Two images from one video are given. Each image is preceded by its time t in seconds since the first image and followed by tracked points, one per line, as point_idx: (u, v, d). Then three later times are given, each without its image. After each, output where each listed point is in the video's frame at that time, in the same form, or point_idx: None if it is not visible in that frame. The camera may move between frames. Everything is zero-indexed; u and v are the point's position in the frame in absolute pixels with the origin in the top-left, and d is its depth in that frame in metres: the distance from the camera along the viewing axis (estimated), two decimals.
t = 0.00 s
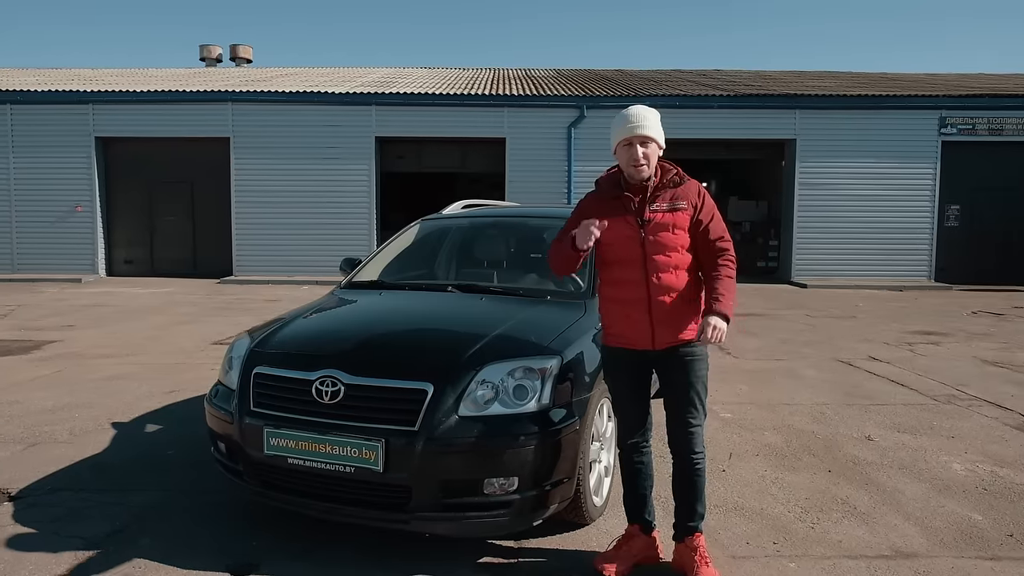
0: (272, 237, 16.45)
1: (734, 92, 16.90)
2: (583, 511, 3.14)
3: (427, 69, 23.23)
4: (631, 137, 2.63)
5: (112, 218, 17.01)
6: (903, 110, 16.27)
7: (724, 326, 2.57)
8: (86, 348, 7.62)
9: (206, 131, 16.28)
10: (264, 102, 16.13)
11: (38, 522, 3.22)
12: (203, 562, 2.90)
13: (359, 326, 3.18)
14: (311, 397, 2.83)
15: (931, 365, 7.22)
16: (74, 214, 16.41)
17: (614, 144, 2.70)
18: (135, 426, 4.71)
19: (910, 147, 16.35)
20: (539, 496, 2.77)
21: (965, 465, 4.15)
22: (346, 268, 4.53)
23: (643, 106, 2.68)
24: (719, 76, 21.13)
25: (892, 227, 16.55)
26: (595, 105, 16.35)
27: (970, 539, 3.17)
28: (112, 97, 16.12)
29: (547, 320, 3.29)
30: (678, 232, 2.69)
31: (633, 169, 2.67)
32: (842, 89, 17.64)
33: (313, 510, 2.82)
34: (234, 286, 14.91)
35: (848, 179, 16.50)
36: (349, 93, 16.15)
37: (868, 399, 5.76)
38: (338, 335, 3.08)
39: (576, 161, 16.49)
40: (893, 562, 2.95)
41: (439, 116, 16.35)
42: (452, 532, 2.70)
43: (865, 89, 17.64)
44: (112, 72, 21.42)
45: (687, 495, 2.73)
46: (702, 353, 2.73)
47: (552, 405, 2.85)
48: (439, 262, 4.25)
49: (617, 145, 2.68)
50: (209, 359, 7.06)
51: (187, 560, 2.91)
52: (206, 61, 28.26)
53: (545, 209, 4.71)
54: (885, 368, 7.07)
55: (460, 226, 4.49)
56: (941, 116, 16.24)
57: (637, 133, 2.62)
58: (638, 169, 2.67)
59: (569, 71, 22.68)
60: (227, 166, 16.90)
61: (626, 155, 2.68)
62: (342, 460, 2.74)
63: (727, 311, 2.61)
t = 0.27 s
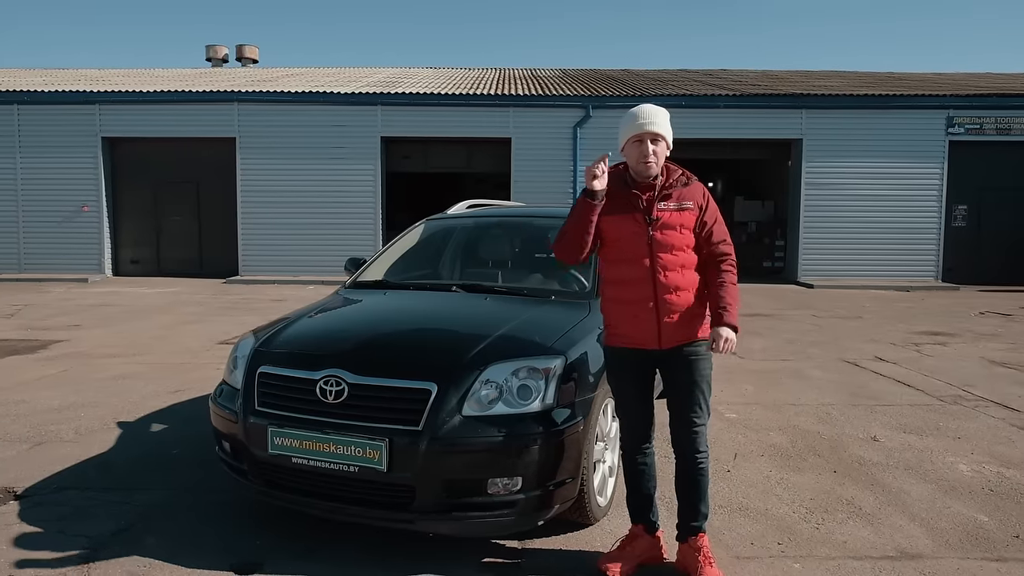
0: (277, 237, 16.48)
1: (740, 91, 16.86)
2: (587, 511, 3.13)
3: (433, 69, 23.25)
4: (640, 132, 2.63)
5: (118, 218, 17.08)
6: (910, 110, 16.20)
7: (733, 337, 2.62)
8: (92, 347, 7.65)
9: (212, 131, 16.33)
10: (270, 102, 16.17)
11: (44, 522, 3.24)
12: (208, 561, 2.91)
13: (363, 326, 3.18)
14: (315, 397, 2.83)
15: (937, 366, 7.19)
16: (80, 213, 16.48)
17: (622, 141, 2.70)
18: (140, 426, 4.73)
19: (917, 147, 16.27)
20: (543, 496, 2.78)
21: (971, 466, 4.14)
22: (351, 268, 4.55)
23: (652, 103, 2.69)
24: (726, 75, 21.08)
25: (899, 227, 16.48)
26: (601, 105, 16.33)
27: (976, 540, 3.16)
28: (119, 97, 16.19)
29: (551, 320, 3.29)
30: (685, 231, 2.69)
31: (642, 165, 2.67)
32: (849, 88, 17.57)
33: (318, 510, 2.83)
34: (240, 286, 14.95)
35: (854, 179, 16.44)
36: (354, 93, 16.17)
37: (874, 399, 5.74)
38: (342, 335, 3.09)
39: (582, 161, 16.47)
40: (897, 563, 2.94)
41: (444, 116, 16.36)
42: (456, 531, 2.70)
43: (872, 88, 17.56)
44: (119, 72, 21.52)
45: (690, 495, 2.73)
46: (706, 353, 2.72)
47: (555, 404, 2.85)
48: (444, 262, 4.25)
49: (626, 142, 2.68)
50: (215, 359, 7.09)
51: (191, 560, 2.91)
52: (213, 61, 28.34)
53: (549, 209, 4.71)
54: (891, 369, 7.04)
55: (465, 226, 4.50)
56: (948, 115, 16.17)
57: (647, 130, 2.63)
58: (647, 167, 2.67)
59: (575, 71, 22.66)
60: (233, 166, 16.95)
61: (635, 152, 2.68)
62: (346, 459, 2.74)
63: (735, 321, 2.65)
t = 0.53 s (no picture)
0: (281, 237, 16.52)
1: (744, 92, 16.84)
2: (590, 511, 3.14)
3: (437, 70, 23.28)
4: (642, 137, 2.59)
5: (123, 218, 17.14)
6: (915, 110, 16.16)
7: (747, 364, 2.76)
8: (97, 347, 7.68)
9: (216, 131, 16.38)
10: (275, 103, 16.20)
11: (49, 521, 3.26)
12: (211, 560, 2.92)
13: (366, 326, 3.20)
14: (318, 396, 2.85)
15: (941, 366, 7.18)
16: (85, 214, 16.54)
17: (627, 145, 2.66)
18: (144, 425, 4.76)
19: (922, 147, 16.24)
20: (545, 496, 2.78)
21: (974, 466, 4.13)
22: (354, 269, 4.57)
23: (658, 105, 2.63)
24: (730, 76, 21.05)
25: (903, 227, 16.45)
26: (605, 106, 16.33)
27: (978, 541, 3.17)
28: (125, 98, 16.24)
29: (553, 320, 3.30)
30: (691, 235, 2.70)
31: (646, 170, 2.64)
32: (853, 88, 17.54)
33: (320, 509, 2.84)
34: (244, 286, 14.99)
35: (859, 179, 16.41)
36: (358, 94, 16.20)
37: (877, 399, 5.74)
38: (345, 335, 3.10)
39: (586, 161, 16.47)
40: (899, 563, 2.94)
41: (448, 117, 16.38)
42: (457, 530, 2.71)
43: (876, 88, 17.54)
44: (124, 73, 21.58)
45: (692, 495, 2.73)
46: (709, 355, 2.73)
47: (557, 405, 2.86)
48: (447, 263, 4.26)
49: (631, 146, 2.64)
50: (219, 358, 7.11)
51: (194, 559, 2.93)
52: (218, 62, 28.41)
53: (553, 209, 4.71)
54: (895, 369, 7.03)
55: (468, 227, 4.51)
56: (953, 116, 16.13)
57: (651, 135, 2.58)
58: (652, 171, 2.65)
59: (579, 71, 22.64)
60: (238, 166, 16.99)
61: (639, 156, 2.65)
62: (348, 459, 2.76)
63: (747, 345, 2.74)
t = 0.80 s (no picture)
0: (284, 238, 16.55)
1: (747, 92, 16.84)
2: (590, 510, 3.15)
3: (439, 70, 23.32)
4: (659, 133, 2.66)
5: (126, 218, 17.18)
6: (918, 110, 16.15)
7: (759, 364, 2.70)
8: (100, 347, 7.71)
9: (219, 132, 16.42)
10: (277, 104, 16.24)
11: (52, 520, 3.28)
12: (213, 558, 2.94)
13: (369, 325, 3.22)
14: (320, 395, 2.86)
15: (942, 366, 7.19)
16: (88, 214, 16.59)
17: (642, 141, 2.72)
18: (147, 425, 4.78)
19: (924, 147, 16.22)
20: (546, 494, 2.80)
21: (974, 466, 4.14)
22: (357, 269, 4.59)
23: (674, 104, 2.71)
24: (732, 76, 21.04)
25: (906, 227, 16.43)
26: (607, 106, 16.34)
27: (978, 540, 3.18)
28: (128, 99, 16.29)
29: (555, 320, 3.31)
30: (703, 236, 2.71)
31: (661, 167, 2.69)
32: (856, 89, 17.53)
33: (322, 508, 2.85)
34: (246, 286, 15.02)
35: (861, 179, 16.40)
36: (361, 94, 16.22)
37: (879, 399, 5.74)
38: (347, 335, 3.11)
39: (588, 162, 16.47)
40: (899, 562, 2.95)
41: (450, 117, 16.40)
42: (459, 529, 2.73)
43: (879, 88, 17.53)
44: (127, 73, 21.62)
45: (695, 494, 2.75)
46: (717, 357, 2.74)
47: (558, 404, 2.87)
48: (449, 263, 4.28)
49: (646, 143, 2.70)
50: (221, 358, 7.14)
51: (197, 557, 2.95)
52: (221, 62, 28.47)
53: (555, 209, 4.73)
54: (897, 369, 7.04)
55: (470, 227, 4.52)
56: (955, 116, 16.12)
57: (667, 131, 2.64)
58: (667, 168, 2.69)
59: (581, 72, 22.65)
60: (240, 167, 17.03)
61: (653, 153, 2.70)
62: (350, 458, 2.77)
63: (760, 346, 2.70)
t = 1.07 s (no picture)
0: (285, 237, 16.58)
1: (748, 92, 16.85)
2: (591, 507, 3.17)
3: (440, 70, 23.34)
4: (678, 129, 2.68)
5: (127, 218, 17.21)
6: (919, 110, 16.15)
7: (764, 364, 2.70)
8: (102, 346, 7.73)
9: (220, 132, 16.44)
10: (279, 103, 16.26)
11: (55, 517, 3.30)
12: (215, 555, 2.96)
13: (372, 324, 3.24)
14: (321, 393, 2.88)
15: (942, 365, 7.20)
16: (90, 213, 16.62)
17: (663, 137, 2.74)
18: (149, 423, 4.80)
19: (925, 147, 16.23)
20: (546, 492, 2.82)
21: (973, 464, 4.16)
22: (359, 268, 4.61)
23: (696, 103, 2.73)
24: (733, 75, 21.04)
25: (906, 227, 16.44)
26: (608, 106, 16.36)
27: (976, 537, 3.19)
28: (129, 98, 16.31)
29: (555, 319, 3.33)
30: (719, 236, 2.71)
31: (680, 163, 2.70)
32: (857, 88, 17.54)
33: (324, 505, 2.87)
34: (248, 286, 15.05)
35: (862, 179, 16.41)
36: (362, 94, 16.24)
37: (879, 398, 5.76)
38: (348, 333, 3.13)
39: (589, 161, 16.48)
40: (898, 559, 2.97)
41: (451, 117, 16.42)
42: (459, 525, 2.74)
43: (880, 88, 17.53)
44: (129, 73, 21.65)
45: (697, 491, 2.76)
46: (728, 357, 2.74)
47: (559, 402, 2.89)
48: (450, 263, 4.29)
49: (665, 139, 2.73)
50: (222, 357, 7.16)
51: (198, 554, 2.97)
52: (222, 62, 28.50)
53: (555, 209, 4.74)
54: (897, 368, 7.06)
55: (471, 226, 4.54)
56: (956, 116, 16.12)
57: (685, 127, 2.66)
58: (684, 165, 2.70)
59: (582, 71, 22.66)
60: (241, 167, 17.06)
61: (672, 148, 2.72)
62: (351, 455, 2.79)
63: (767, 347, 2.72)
